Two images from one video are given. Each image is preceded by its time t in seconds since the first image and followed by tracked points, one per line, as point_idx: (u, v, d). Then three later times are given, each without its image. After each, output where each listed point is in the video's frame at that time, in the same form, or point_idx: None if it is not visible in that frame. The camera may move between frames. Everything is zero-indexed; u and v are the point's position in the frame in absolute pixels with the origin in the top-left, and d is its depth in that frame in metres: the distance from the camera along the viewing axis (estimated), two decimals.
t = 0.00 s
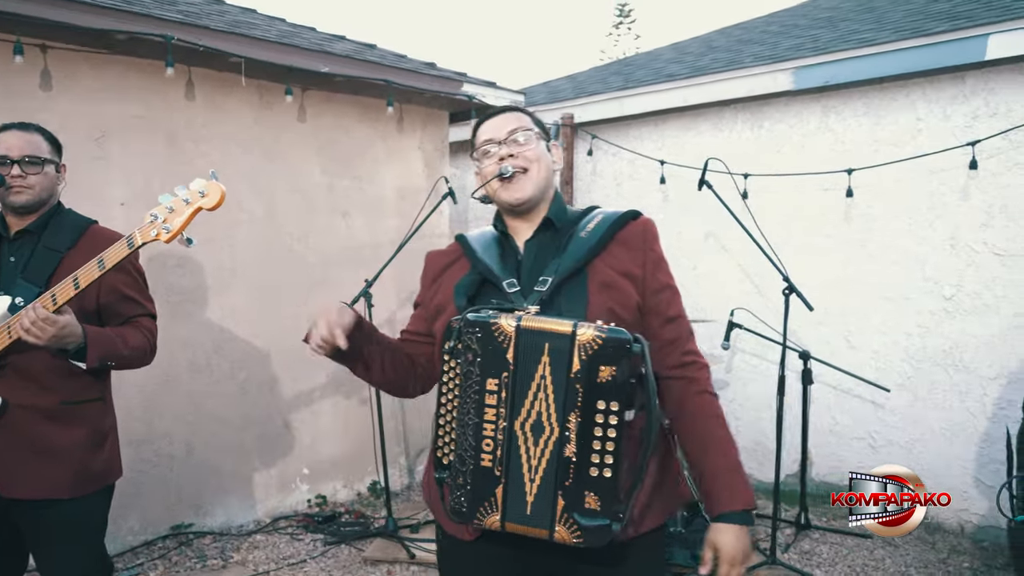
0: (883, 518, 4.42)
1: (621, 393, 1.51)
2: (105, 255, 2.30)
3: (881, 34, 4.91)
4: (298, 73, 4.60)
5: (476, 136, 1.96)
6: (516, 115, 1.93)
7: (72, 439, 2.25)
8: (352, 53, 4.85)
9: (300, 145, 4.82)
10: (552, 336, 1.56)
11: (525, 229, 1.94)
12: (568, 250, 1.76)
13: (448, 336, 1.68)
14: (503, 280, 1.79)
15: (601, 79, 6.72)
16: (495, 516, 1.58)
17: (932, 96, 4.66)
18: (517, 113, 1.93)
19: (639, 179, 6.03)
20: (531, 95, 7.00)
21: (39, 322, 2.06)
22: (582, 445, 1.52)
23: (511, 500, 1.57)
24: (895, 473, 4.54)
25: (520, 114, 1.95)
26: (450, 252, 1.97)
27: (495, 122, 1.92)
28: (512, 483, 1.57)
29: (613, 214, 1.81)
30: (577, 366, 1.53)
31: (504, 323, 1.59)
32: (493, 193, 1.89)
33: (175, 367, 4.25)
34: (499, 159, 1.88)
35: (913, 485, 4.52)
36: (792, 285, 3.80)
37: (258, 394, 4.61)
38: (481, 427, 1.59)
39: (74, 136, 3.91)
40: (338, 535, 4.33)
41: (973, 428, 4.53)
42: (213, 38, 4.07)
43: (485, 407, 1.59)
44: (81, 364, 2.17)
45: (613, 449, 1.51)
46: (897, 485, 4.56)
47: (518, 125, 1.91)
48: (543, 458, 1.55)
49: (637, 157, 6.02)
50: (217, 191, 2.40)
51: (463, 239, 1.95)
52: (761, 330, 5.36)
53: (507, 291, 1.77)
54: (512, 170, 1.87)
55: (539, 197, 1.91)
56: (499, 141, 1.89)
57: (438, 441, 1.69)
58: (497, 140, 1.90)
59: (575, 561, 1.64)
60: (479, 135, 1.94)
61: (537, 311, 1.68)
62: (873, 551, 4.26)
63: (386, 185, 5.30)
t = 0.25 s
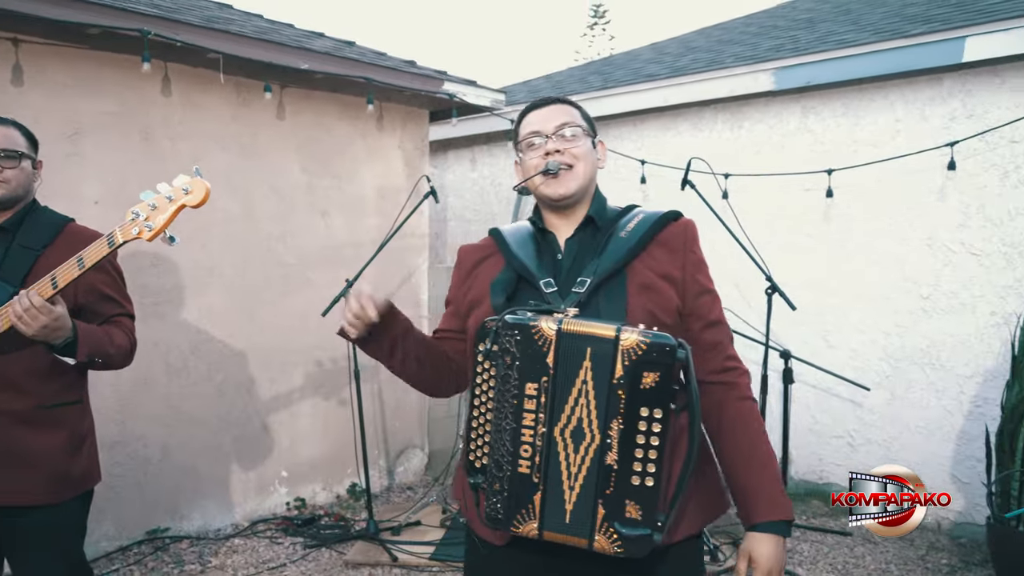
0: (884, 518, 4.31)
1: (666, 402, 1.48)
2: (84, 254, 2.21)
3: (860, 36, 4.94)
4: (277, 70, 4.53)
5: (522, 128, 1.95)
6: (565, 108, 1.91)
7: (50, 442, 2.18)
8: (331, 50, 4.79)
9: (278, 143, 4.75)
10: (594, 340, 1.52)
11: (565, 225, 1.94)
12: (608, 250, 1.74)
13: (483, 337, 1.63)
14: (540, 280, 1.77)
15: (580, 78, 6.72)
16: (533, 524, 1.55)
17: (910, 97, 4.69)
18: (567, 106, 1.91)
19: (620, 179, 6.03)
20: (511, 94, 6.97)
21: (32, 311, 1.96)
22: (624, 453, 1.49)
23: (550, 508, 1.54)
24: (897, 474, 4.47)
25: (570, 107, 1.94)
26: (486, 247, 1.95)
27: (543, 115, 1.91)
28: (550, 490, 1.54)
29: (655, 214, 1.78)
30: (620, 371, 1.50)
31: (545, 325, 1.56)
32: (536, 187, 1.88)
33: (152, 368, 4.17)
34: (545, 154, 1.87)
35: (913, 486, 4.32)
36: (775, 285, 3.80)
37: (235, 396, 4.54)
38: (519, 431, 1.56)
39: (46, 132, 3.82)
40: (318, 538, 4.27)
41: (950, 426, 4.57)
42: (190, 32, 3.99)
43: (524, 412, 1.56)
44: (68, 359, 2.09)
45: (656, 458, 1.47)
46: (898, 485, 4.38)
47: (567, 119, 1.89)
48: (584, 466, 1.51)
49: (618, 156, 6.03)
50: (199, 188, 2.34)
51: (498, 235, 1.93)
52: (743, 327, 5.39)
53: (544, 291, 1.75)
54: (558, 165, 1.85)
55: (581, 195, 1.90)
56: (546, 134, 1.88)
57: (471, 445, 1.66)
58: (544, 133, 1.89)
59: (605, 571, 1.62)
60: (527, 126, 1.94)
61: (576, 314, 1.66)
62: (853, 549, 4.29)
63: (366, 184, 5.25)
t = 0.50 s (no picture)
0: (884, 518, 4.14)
1: (695, 407, 1.49)
2: (61, 254, 2.16)
3: (833, 39, 5.01)
4: (252, 68, 4.48)
5: (549, 124, 1.95)
6: (594, 106, 1.91)
7: (27, 446, 2.13)
8: (308, 49, 4.75)
9: (253, 142, 4.70)
10: (624, 345, 1.53)
11: (585, 224, 1.95)
12: (628, 253, 1.78)
13: (504, 340, 1.62)
14: (561, 282, 1.79)
15: (555, 79, 6.73)
16: (558, 529, 1.56)
17: (882, 99, 4.75)
18: (596, 105, 1.92)
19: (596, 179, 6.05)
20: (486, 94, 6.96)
21: (12, 308, 1.97)
22: (652, 459, 1.50)
23: (576, 514, 1.55)
24: (896, 472, 4.35)
25: (599, 106, 1.94)
26: (501, 245, 1.94)
27: (571, 112, 1.91)
28: (577, 496, 1.54)
29: (676, 218, 1.82)
30: (649, 377, 1.51)
31: (573, 330, 1.56)
32: (560, 185, 1.89)
33: (124, 370, 4.10)
34: (573, 151, 1.87)
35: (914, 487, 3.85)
36: (753, 285, 3.82)
37: (209, 398, 4.47)
38: (545, 436, 1.56)
39: (15, 129, 3.74)
40: (295, 542, 4.21)
41: (920, 423, 4.63)
42: (164, 29, 3.93)
43: (549, 417, 1.56)
44: (47, 359, 2.06)
45: (685, 463, 1.49)
46: (896, 486, 3.91)
47: (596, 118, 1.89)
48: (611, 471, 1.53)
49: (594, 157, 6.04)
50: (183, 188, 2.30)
51: (514, 234, 1.93)
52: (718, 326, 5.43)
53: (565, 293, 1.77)
54: (585, 164, 1.86)
55: (604, 196, 1.90)
56: (575, 132, 1.88)
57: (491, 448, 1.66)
58: (572, 131, 1.89)
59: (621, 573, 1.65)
60: (554, 122, 1.93)
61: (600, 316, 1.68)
62: (828, 545, 4.34)
63: (342, 183, 5.21)
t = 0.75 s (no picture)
0: (882, 518, 3.44)
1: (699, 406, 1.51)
2: (41, 250, 2.12)
3: (804, 41, 5.08)
4: (226, 64, 4.42)
5: (552, 119, 1.96)
6: (598, 105, 1.93)
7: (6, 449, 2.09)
8: (282, 46, 4.70)
9: (227, 140, 4.65)
10: (630, 343, 1.54)
11: (580, 222, 1.97)
12: (626, 252, 1.78)
13: (505, 334, 1.64)
14: (559, 279, 1.78)
15: (529, 79, 6.74)
16: (559, 526, 1.56)
17: (853, 102, 4.83)
18: (601, 104, 1.93)
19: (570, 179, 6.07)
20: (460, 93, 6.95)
21: None
22: (656, 456, 1.52)
23: (577, 511, 1.55)
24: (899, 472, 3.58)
25: (604, 105, 1.96)
26: (495, 240, 1.92)
27: (576, 109, 1.92)
28: (579, 494, 1.55)
29: (671, 218, 1.84)
30: (654, 376, 1.52)
31: (579, 327, 1.56)
32: (560, 180, 1.90)
33: (95, 371, 4.02)
34: (577, 148, 1.89)
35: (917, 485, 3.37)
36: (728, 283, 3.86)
37: (182, 400, 4.41)
38: (548, 433, 1.56)
39: None
40: (271, 544, 4.17)
41: (890, 420, 4.72)
42: (136, 23, 3.86)
43: (553, 414, 1.55)
44: (21, 357, 2.00)
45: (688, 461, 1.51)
46: (896, 485, 3.40)
47: (600, 117, 1.91)
48: (615, 469, 1.54)
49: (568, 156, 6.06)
50: (167, 181, 2.35)
51: (507, 230, 1.92)
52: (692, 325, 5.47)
53: (563, 290, 1.76)
54: (589, 162, 1.87)
55: (604, 195, 1.92)
56: (579, 129, 1.90)
57: (491, 445, 1.65)
58: (577, 128, 1.90)
59: (617, 569, 1.67)
60: (559, 117, 1.94)
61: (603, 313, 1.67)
62: (801, 541, 4.40)
63: (317, 182, 5.17)
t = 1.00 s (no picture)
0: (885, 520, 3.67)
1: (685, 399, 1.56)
2: (32, 246, 2.11)
3: (779, 44, 5.15)
4: (203, 61, 4.38)
5: (534, 115, 1.97)
6: (579, 104, 1.96)
7: None
8: (260, 44, 4.66)
9: (203, 138, 4.61)
10: (621, 337, 1.57)
11: (555, 218, 2.02)
12: (603, 250, 1.83)
13: (489, 327, 1.64)
14: (541, 274, 1.81)
15: (506, 78, 6.76)
16: (545, 515, 1.57)
17: (826, 104, 4.92)
18: (582, 104, 1.96)
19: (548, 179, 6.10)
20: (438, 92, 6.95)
21: None
22: (643, 447, 1.56)
23: (564, 500, 1.57)
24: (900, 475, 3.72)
25: (584, 104, 1.98)
26: (471, 233, 1.95)
27: (558, 106, 1.94)
28: (566, 483, 1.57)
29: (643, 219, 1.91)
30: (643, 369, 1.56)
31: (570, 320, 1.59)
32: (541, 176, 1.93)
33: (70, 371, 3.97)
34: (559, 146, 1.91)
35: (918, 486, 3.63)
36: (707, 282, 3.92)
37: (158, 400, 4.36)
38: (536, 423, 1.57)
39: None
40: (251, 545, 4.14)
41: (862, 416, 4.81)
42: (112, 19, 3.81)
43: (543, 405, 1.57)
44: (7, 356, 1.95)
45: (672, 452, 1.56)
46: (897, 486, 3.66)
47: (581, 116, 1.94)
48: (602, 460, 1.57)
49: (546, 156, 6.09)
50: (163, 179, 2.48)
51: (484, 223, 1.95)
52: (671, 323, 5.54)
53: (545, 283, 1.79)
54: (570, 160, 1.91)
55: (580, 192, 1.97)
56: (562, 126, 1.92)
57: (473, 436, 1.65)
58: (559, 125, 1.92)
59: (591, 559, 1.70)
60: (542, 112, 1.95)
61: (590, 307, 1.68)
62: (778, 535, 4.48)
63: (295, 181, 5.13)
